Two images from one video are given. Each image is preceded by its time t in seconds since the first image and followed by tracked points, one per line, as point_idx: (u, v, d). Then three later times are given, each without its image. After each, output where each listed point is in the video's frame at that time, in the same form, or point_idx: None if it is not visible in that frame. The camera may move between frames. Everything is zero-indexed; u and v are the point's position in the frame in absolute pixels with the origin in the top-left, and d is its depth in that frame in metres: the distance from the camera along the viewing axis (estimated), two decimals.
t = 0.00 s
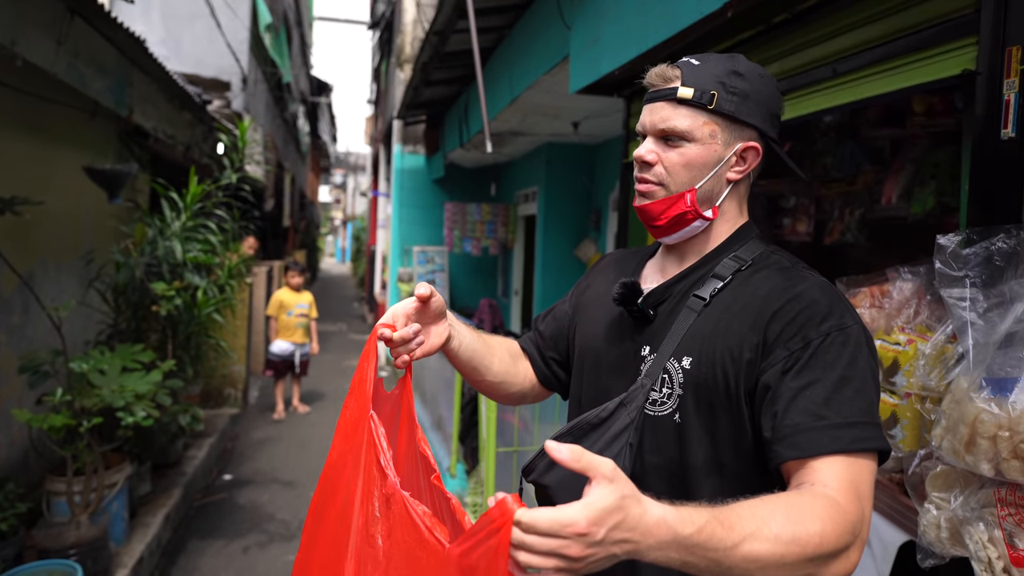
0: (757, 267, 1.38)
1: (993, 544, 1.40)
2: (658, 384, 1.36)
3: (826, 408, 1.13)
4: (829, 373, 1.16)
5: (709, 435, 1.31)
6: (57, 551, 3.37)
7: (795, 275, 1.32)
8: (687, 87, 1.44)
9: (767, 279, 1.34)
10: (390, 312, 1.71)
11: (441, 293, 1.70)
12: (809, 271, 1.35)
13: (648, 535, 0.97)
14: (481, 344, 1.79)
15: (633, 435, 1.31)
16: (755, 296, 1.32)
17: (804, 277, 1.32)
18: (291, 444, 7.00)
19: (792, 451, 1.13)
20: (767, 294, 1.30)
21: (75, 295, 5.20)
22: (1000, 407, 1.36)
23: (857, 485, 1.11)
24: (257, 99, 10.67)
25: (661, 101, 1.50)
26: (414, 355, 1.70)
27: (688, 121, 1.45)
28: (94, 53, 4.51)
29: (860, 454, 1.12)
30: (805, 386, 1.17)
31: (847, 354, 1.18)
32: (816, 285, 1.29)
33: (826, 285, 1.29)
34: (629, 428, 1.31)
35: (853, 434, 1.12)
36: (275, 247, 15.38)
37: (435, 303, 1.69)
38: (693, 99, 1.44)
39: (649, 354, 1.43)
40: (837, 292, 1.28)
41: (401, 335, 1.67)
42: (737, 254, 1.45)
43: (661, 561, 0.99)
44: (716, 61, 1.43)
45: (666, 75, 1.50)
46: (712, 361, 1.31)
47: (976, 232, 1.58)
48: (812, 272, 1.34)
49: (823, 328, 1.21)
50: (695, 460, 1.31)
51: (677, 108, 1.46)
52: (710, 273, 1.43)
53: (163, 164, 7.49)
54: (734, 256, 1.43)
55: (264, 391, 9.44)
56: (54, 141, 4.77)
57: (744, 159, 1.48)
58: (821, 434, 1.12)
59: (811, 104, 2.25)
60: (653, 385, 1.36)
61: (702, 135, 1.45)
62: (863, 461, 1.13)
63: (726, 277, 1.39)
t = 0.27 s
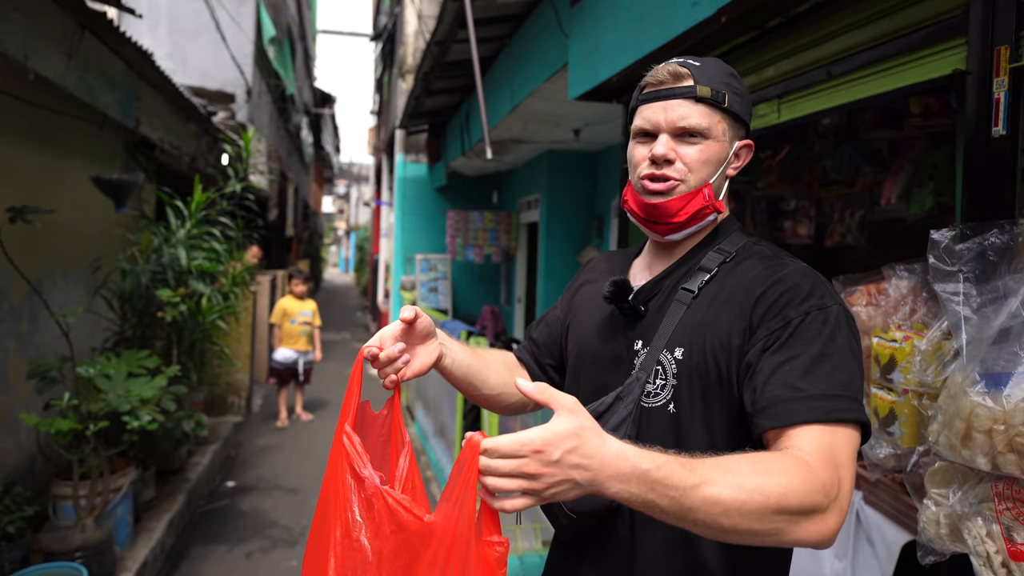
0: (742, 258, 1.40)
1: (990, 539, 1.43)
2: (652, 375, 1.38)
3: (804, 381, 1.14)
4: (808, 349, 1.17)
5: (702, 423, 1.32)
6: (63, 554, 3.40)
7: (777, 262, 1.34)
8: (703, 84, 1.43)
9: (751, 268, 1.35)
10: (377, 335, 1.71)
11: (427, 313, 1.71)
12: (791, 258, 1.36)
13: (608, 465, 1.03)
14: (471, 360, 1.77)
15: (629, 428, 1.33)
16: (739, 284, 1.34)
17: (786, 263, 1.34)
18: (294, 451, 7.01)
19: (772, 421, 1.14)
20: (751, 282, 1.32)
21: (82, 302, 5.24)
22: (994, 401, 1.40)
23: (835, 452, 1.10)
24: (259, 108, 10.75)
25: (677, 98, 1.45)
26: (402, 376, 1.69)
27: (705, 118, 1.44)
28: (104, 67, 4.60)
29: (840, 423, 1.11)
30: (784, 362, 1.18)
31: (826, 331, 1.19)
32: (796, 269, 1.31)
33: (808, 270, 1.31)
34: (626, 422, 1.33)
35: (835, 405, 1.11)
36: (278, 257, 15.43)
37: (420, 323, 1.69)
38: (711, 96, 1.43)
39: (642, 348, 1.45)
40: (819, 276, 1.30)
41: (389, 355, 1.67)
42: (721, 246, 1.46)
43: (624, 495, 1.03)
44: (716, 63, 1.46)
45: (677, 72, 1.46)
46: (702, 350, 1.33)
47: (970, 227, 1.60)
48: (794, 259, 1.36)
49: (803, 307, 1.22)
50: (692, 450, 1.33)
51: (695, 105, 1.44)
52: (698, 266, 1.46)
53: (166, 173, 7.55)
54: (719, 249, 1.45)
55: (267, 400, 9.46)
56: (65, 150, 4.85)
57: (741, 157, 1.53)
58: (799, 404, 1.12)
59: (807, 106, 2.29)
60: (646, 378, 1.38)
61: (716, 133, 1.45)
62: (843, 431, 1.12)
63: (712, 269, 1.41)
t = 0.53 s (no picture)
0: (725, 244, 1.43)
1: (982, 525, 1.46)
2: (643, 360, 1.41)
3: (772, 347, 1.16)
4: (778, 319, 1.19)
5: (692, 404, 1.35)
6: (76, 555, 3.46)
7: (759, 246, 1.37)
8: (694, 77, 1.46)
9: (733, 252, 1.39)
10: (402, 361, 1.69)
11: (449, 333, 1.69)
12: (771, 241, 1.39)
13: (565, 407, 1.10)
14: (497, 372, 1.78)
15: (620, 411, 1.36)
16: (719, 266, 1.38)
17: (766, 245, 1.37)
18: (303, 459, 7.06)
19: (740, 384, 1.16)
20: (731, 264, 1.36)
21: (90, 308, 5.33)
22: (987, 390, 1.43)
23: (798, 408, 1.11)
24: (268, 116, 10.89)
25: (670, 91, 1.47)
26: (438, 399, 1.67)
27: (696, 110, 1.47)
28: (109, 72, 4.69)
29: (806, 384, 1.12)
30: (755, 331, 1.20)
31: (799, 303, 1.21)
32: (772, 249, 1.34)
33: (788, 251, 1.33)
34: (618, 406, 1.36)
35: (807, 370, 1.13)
36: (287, 266, 15.55)
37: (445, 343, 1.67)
38: (702, 89, 1.46)
39: (633, 336, 1.48)
40: (797, 255, 1.32)
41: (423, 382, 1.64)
42: (707, 235, 1.50)
43: (582, 437, 1.09)
44: (700, 57, 1.50)
45: (667, 66, 1.48)
46: (689, 333, 1.36)
47: (964, 221, 1.63)
48: (773, 241, 1.39)
49: (776, 281, 1.25)
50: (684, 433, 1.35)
51: (687, 98, 1.47)
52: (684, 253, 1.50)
53: (173, 179, 7.66)
54: (704, 237, 1.48)
55: (277, 409, 9.53)
56: (69, 156, 4.93)
57: (723, 148, 1.59)
58: (766, 367, 1.14)
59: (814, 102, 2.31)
60: (638, 363, 1.41)
61: (707, 124, 1.49)
62: (810, 393, 1.13)
63: (697, 256, 1.44)
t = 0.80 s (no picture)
0: (726, 237, 1.46)
1: (982, 514, 1.48)
2: (646, 350, 1.44)
3: (770, 336, 1.19)
4: (776, 310, 1.22)
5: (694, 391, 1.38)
6: (93, 549, 3.54)
7: (759, 239, 1.40)
8: (697, 73, 1.49)
9: (734, 245, 1.42)
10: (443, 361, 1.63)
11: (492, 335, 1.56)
12: (771, 235, 1.42)
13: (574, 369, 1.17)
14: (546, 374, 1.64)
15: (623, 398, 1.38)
16: (721, 259, 1.41)
17: (766, 239, 1.39)
18: (313, 460, 7.12)
19: (738, 371, 1.19)
20: (732, 257, 1.39)
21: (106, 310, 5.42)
22: (984, 377, 1.46)
23: (792, 395, 1.14)
24: (277, 121, 11.02)
25: (673, 87, 1.50)
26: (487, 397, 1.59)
27: (700, 105, 1.50)
28: (124, 79, 4.79)
29: (801, 372, 1.15)
30: (754, 321, 1.23)
31: (797, 295, 1.24)
32: (773, 243, 1.37)
33: (787, 245, 1.36)
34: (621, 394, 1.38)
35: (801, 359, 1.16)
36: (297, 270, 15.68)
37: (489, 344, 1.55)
38: (705, 84, 1.49)
39: (636, 326, 1.51)
40: (797, 249, 1.35)
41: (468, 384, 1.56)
42: (707, 228, 1.52)
43: (587, 396, 1.13)
44: (702, 53, 1.54)
45: (670, 63, 1.51)
46: (691, 323, 1.39)
47: (962, 211, 1.67)
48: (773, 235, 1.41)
49: (776, 274, 1.28)
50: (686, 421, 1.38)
51: (691, 93, 1.50)
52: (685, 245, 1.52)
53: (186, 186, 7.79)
54: (705, 231, 1.51)
55: (286, 411, 9.62)
56: (88, 162, 5.04)
57: (726, 142, 1.62)
58: (762, 355, 1.17)
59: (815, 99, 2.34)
60: (641, 352, 1.44)
61: (710, 119, 1.52)
62: (805, 381, 1.16)
63: (698, 248, 1.47)
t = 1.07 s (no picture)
0: (733, 230, 1.49)
1: (984, 503, 1.50)
2: (656, 341, 1.47)
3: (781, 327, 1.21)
4: (787, 301, 1.25)
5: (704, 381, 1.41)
6: (110, 540, 3.61)
7: (766, 232, 1.43)
8: (707, 70, 1.51)
9: (741, 238, 1.44)
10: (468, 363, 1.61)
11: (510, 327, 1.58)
12: (777, 228, 1.44)
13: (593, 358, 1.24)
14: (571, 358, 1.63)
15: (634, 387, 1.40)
16: (729, 251, 1.43)
17: (773, 232, 1.42)
18: (321, 457, 7.20)
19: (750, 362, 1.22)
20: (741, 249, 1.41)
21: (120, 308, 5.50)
22: (985, 367, 1.47)
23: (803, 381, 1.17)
24: (284, 124, 11.11)
25: (683, 83, 1.52)
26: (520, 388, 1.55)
27: (709, 101, 1.52)
28: (138, 84, 4.87)
29: (812, 360, 1.18)
30: (765, 313, 1.25)
31: (806, 286, 1.26)
32: (781, 236, 1.40)
33: (794, 237, 1.39)
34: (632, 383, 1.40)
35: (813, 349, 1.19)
36: (304, 270, 15.79)
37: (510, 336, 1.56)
38: (714, 81, 1.51)
39: (645, 318, 1.54)
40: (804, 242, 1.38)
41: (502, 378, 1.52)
42: (714, 221, 1.55)
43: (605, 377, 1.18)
44: (710, 49, 1.55)
45: (679, 59, 1.52)
46: (702, 315, 1.42)
47: (961, 205, 1.69)
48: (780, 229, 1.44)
49: (785, 266, 1.31)
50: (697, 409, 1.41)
51: (701, 90, 1.51)
52: (692, 237, 1.55)
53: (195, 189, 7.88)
54: (711, 224, 1.53)
55: (295, 410, 9.71)
56: (104, 166, 5.12)
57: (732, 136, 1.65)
58: (774, 346, 1.19)
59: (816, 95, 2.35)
60: (652, 343, 1.47)
61: (719, 114, 1.54)
62: (817, 370, 1.18)
63: (706, 240, 1.50)
